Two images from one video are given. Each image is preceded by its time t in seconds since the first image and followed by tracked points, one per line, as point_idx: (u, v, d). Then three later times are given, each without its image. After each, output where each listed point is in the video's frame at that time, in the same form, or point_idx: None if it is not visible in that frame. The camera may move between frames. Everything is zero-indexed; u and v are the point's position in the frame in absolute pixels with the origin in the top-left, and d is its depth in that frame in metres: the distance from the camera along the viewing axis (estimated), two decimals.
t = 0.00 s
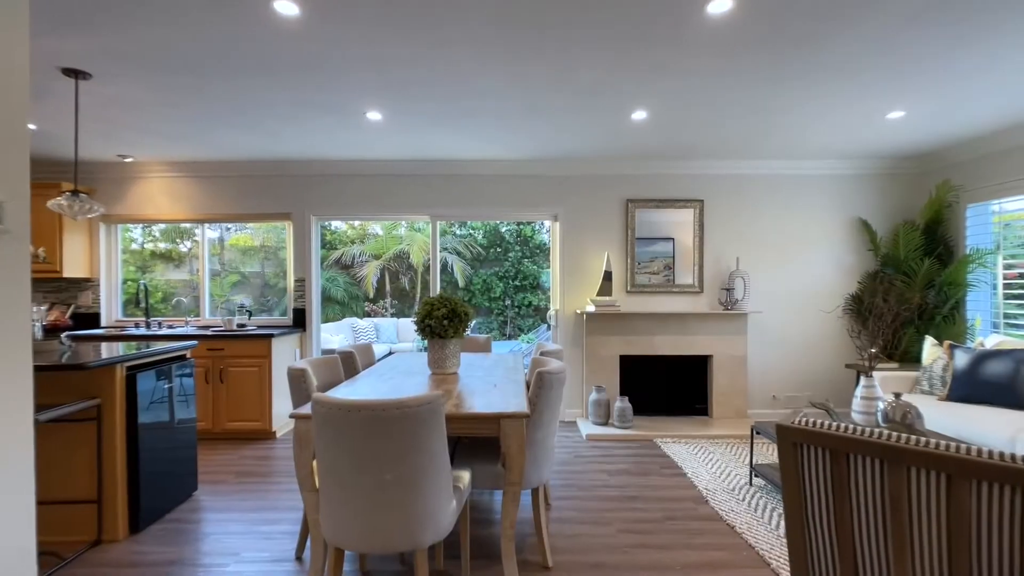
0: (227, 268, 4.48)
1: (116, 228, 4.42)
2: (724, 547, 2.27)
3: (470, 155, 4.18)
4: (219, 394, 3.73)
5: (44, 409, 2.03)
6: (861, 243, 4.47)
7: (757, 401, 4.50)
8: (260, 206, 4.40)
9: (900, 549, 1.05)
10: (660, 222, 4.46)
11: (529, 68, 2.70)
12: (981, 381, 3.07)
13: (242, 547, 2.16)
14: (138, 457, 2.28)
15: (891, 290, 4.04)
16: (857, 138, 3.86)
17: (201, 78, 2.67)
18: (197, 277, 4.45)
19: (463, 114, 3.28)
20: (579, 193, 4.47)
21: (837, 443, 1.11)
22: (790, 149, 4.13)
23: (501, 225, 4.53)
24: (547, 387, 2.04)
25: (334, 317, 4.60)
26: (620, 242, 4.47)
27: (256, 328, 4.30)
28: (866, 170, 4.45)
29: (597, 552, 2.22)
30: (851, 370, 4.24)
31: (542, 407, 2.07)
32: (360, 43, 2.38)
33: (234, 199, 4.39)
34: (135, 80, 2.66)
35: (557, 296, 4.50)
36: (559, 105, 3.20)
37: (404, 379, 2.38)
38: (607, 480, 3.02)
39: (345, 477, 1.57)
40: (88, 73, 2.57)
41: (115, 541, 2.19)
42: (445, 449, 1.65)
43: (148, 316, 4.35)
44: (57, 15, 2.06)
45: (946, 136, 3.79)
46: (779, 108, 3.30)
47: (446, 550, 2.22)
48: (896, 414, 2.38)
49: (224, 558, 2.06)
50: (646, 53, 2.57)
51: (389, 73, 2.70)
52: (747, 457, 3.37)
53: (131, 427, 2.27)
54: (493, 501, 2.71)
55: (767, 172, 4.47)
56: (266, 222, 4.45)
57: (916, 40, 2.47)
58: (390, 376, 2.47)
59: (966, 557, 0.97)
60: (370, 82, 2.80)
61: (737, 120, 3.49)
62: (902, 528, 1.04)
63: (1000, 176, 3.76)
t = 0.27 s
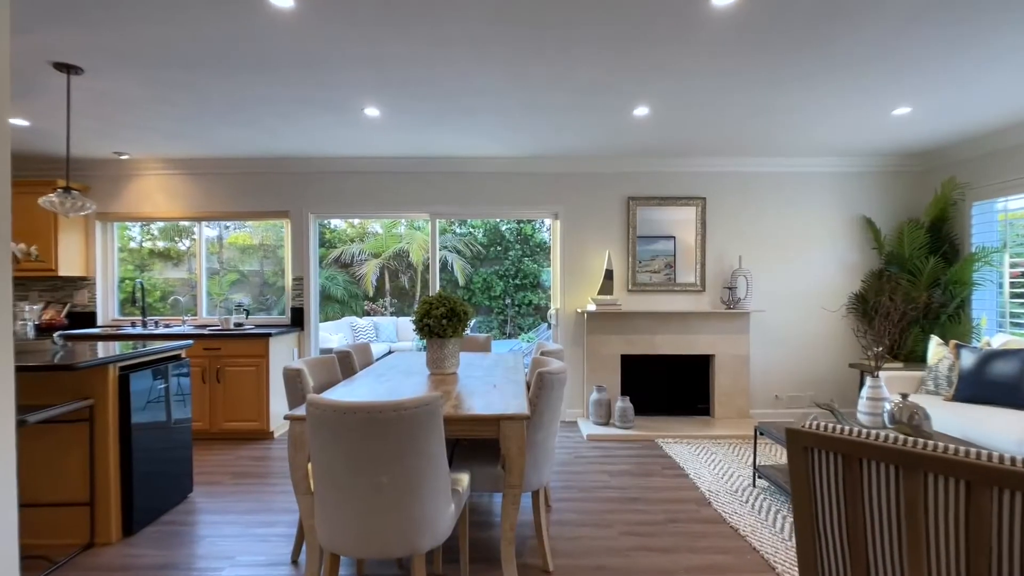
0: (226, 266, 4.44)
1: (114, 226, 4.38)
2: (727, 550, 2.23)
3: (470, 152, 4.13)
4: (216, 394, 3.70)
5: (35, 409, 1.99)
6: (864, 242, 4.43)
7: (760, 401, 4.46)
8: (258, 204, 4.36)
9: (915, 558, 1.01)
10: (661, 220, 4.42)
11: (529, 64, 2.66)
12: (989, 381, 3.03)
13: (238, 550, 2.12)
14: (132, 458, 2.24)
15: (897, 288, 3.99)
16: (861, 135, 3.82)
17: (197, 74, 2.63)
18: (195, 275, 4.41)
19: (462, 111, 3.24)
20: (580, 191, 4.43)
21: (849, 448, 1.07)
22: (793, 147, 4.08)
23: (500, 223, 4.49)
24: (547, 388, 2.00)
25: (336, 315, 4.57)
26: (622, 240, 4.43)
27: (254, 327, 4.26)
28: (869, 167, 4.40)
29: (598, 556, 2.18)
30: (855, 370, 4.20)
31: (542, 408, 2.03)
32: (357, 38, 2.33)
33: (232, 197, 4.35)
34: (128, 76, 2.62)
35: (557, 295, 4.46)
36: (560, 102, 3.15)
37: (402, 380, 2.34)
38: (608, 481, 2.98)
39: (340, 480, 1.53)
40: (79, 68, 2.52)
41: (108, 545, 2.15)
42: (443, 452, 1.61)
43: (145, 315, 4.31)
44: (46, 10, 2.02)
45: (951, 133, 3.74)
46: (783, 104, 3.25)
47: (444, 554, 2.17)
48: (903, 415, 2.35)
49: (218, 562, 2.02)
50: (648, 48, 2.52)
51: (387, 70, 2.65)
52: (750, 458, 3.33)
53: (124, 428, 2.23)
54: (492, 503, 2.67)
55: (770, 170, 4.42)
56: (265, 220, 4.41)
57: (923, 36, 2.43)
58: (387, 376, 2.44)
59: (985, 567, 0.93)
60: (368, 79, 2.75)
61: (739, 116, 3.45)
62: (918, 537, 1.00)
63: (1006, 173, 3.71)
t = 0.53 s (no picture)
0: (224, 265, 4.39)
1: (110, 224, 4.34)
2: (732, 554, 2.19)
3: (469, 149, 4.08)
4: (213, 394, 3.66)
5: (25, 411, 1.94)
6: (868, 240, 4.38)
7: (762, 401, 4.42)
8: (255, 202, 4.32)
9: (935, 567, 0.98)
10: (663, 218, 4.38)
11: (530, 60, 2.61)
12: (996, 382, 2.99)
13: (233, 554, 2.08)
14: (125, 460, 2.20)
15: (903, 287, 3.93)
16: (866, 132, 3.77)
17: (191, 69, 2.58)
18: (193, 274, 4.37)
19: (462, 107, 3.19)
20: (580, 189, 4.38)
21: (865, 453, 1.03)
22: (797, 144, 4.04)
23: (500, 222, 4.45)
24: (548, 389, 1.96)
25: (333, 314, 4.49)
26: (623, 239, 4.38)
27: (252, 326, 4.22)
28: (873, 164, 4.36)
29: (600, 559, 2.14)
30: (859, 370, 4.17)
31: (543, 409, 1.99)
32: (354, 33, 2.29)
33: (229, 195, 4.31)
34: (122, 71, 2.57)
35: (558, 294, 4.43)
36: (561, 97, 3.10)
37: (400, 380, 2.30)
38: (609, 483, 2.94)
39: (335, 485, 1.49)
40: (72, 63, 2.47)
41: (100, 548, 2.11)
42: (442, 455, 1.57)
43: (141, 314, 4.26)
44: (35, 2, 1.97)
45: (957, 129, 3.69)
46: (787, 100, 3.20)
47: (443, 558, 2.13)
48: (911, 416, 2.31)
49: (213, 567, 1.98)
50: (651, 43, 2.47)
51: (385, 64, 2.60)
52: (754, 459, 3.29)
53: (117, 430, 2.19)
54: (492, 506, 2.63)
55: (773, 167, 4.38)
56: (263, 218, 4.37)
57: (933, 31, 2.38)
58: (385, 377, 2.39)
59: None
60: (365, 74, 2.71)
61: (742, 113, 3.40)
62: (938, 545, 0.97)
63: (1012, 171, 3.67)
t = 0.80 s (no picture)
0: (222, 264, 4.35)
1: (106, 223, 4.30)
2: (737, 559, 2.14)
3: (468, 146, 4.03)
4: (209, 394, 3.61)
5: (14, 412, 1.90)
6: (872, 238, 4.33)
7: (764, 401, 4.37)
8: (252, 200, 4.27)
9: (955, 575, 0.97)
10: (664, 216, 4.33)
11: (530, 54, 2.55)
12: (1005, 382, 2.95)
13: (226, 559, 2.03)
14: (117, 462, 2.15)
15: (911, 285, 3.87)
16: (871, 129, 3.71)
17: (184, 63, 2.53)
18: (190, 273, 4.32)
19: (461, 102, 3.14)
20: (581, 186, 4.33)
21: (886, 459, 1.02)
22: (800, 141, 3.99)
23: (500, 220, 4.40)
24: (549, 390, 1.91)
25: (333, 313, 4.49)
26: (625, 237, 4.33)
27: (248, 325, 4.17)
28: (877, 161, 4.31)
29: (601, 564, 2.09)
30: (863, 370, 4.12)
31: (544, 411, 1.94)
32: (349, 26, 2.23)
33: (226, 193, 4.26)
34: (114, 65, 2.52)
35: (558, 293, 4.38)
36: (561, 93, 3.05)
37: (398, 381, 2.25)
38: (611, 484, 2.89)
39: (330, 490, 1.44)
40: (62, 56, 2.42)
41: (91, 552, 2.07)
42: (441, 459, 1.52)
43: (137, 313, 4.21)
44: None
45: (964, 126, 3.63)
46: (792, 96, 3.13)
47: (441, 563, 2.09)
48: (920, 418, 2.27)
49: (205, 572, 1.94)
50: (653, 37, 2.41)
51: (382, 59, 2.55)
52: (758, 461, 3.24)
53: (109, 431, 2.14)
54: (491, 508, 2.59)
55: (776, 164, 4.33)
56: (261, 216, 4.32)
57: (943, 24, 2.32)
58: (382, 377, 2.35)
59: None
60: (362, 69, 2.65)
61: (745, 109, 3.34)
62: (960, 553, 0.96)
63: (1020, 168, 3.61)
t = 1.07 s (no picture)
0: (219, 264, 4.30)
1: (100, 222, 4.24)
2: (741, 566, 2.09)
3: (466, 144, 3.98)
4: (203, 396, 3.56)
5: None
6: (874, 237, 4.29)
7: (766, 402, 4.33)
8: (248, 199, 4.22)
9: None
10: (665, 216, 4.28)
11: (528, 50, 2.50)
12: (1009, 384, 2.92)
13: (218, 567, 1.98)
14: (106, 467, 2.10)
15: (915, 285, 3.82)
16: (873, 128, 3.67)
17: (175, 58, 2.47)
18: (185, 273, 4.27)
19: (458, 99, 3.09)
20: (581, 186, 4.28)
21: (903, 471, 1.01)
22: (802, 139, 3.94)
23: (499, 219, 4.35)
24: (549, 394, 1.87)
25: (330, 313, 4.42)
26: (625, 237, 4.28)
27: (244, 325, 4.12)
28: (879, 160, 4.27)
29: (602, 571, 2.05)
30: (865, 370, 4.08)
31: (544, 415, 1.89)
32: (343, 21, 2.18)
33: (221, 192, 4.21)
34: (103, 60, 2.47)
35: (558, 293, 4.33)
36: (560, 90, 3.00)
37: (394, 384, 2.20)
38: (611, 488, 2.85)
39: (322, 499, 1.40)
40: (49, 51, 2.37)
41: (79, 560, 2.02)
42: (438, 465, 1.48)
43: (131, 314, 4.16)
44: None
45: (967, 125, 3.58)
46: (795, 93, 3.09)
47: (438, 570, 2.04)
48: (926, 421, 2.23)
49: None
50: (654, 34, 2.37)
51: (377, 55, 2.50)
52: (761, 464, 3.20)
53: (97, 436, 2.09)
54: (490, 513, 2.54)
55: (777, 163, 4.28)
56: (257, 215, 4.27)
57: (950, 21, 2.27)
58: (378, 380, 2.30)
59: None
60: (357, 65, 2.60)
61: (747, 106, 3.29)
62: (981, 566, 0.95)
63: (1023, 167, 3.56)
